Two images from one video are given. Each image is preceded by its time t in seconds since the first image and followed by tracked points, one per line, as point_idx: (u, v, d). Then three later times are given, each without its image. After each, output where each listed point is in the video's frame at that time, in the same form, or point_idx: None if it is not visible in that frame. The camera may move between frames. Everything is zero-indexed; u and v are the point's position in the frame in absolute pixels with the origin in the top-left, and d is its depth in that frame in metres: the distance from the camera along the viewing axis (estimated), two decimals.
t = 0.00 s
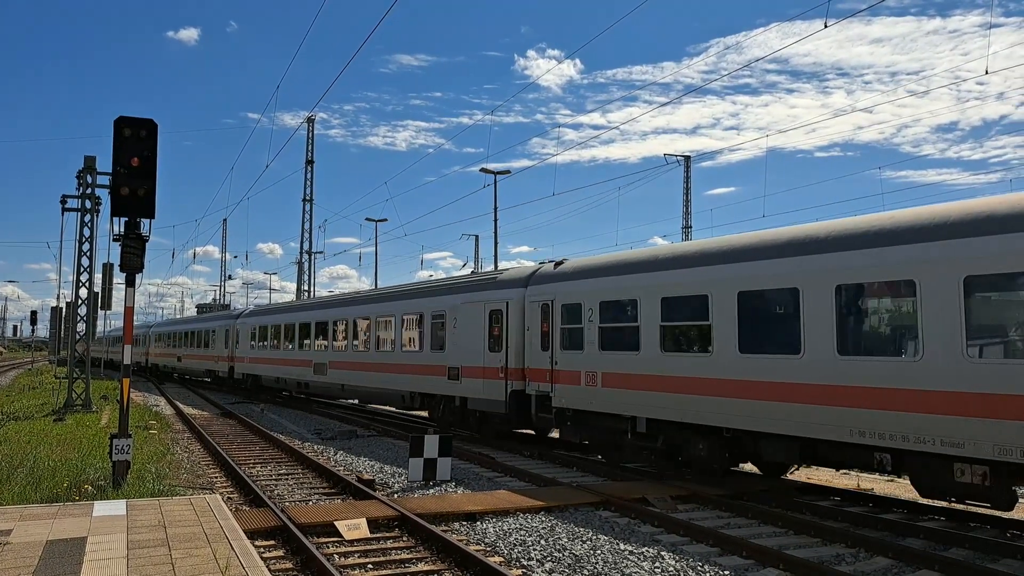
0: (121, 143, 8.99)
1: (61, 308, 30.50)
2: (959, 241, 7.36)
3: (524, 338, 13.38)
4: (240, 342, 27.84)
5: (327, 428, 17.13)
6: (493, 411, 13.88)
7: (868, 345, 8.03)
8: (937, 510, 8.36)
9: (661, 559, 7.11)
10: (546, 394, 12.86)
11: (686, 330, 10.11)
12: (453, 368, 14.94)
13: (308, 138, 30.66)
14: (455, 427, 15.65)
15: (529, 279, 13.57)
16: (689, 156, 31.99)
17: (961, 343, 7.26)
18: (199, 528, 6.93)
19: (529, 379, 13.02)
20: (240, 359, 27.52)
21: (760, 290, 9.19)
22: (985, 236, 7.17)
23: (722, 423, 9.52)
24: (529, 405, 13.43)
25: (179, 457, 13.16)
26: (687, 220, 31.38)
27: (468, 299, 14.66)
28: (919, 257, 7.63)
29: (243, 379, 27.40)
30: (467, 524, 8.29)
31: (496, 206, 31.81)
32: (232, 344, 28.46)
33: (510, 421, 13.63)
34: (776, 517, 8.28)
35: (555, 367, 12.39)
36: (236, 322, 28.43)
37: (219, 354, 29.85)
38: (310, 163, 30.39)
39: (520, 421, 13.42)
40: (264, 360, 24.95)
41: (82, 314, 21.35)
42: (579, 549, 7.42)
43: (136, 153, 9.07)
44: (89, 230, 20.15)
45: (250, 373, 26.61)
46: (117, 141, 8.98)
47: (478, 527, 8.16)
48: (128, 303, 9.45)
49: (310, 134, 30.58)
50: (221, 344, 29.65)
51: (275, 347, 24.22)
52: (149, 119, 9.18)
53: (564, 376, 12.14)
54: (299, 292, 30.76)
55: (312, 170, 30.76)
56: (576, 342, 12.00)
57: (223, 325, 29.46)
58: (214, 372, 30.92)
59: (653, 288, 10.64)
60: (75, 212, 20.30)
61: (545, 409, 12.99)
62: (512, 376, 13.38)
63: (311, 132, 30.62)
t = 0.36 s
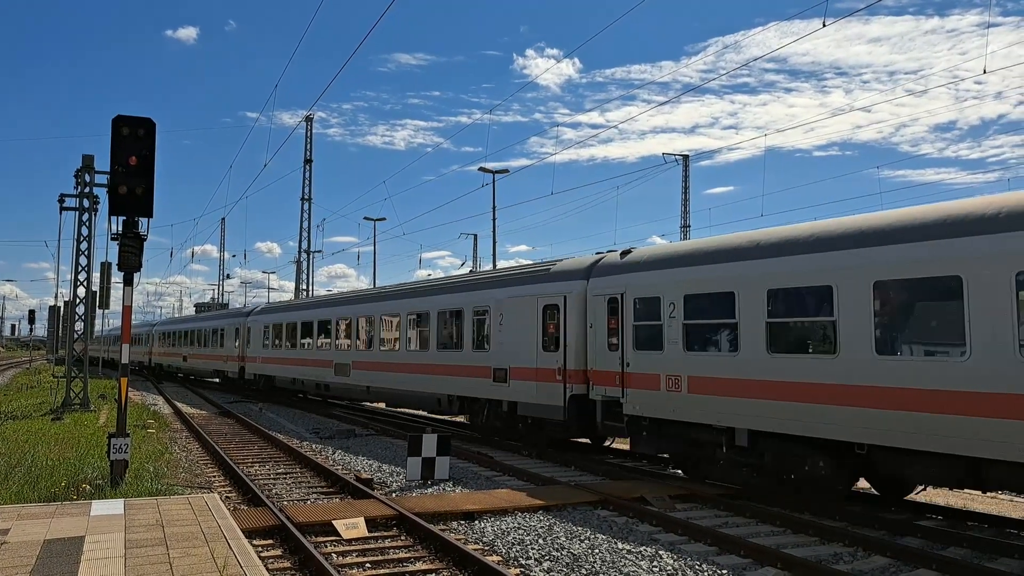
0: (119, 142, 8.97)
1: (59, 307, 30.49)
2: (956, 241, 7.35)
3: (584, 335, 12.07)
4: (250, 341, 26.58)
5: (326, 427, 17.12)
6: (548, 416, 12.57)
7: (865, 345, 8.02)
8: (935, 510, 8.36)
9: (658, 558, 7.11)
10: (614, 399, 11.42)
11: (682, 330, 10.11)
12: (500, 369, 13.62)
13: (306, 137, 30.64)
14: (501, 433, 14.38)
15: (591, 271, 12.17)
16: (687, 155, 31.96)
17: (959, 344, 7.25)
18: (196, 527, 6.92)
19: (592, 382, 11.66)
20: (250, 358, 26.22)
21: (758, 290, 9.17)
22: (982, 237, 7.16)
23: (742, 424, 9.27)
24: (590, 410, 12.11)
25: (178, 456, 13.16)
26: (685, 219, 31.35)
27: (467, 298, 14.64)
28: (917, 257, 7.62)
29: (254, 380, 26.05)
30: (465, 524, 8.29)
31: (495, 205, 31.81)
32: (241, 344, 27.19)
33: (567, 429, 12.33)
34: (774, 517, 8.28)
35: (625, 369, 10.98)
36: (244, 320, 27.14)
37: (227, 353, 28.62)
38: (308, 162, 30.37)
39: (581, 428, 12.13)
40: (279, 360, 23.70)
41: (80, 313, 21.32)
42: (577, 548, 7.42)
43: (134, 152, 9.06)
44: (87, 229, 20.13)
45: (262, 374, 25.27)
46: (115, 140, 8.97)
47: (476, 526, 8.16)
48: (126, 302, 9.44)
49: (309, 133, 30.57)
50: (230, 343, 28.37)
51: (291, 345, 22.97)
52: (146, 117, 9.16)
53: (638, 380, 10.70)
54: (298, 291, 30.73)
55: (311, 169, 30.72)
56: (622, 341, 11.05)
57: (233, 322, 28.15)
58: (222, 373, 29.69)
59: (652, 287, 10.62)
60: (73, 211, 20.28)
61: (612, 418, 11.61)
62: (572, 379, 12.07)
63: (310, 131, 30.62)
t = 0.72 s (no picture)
0: (115, 140, 8.95)
1: (56, 306, 30.46)
2: (951, 239, 7.34)
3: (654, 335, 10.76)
4: (262, 339, 25.25)
5: (323, 426, 17.11)
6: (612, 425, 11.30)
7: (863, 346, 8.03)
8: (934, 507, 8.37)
9: (656, 557, 7.12)
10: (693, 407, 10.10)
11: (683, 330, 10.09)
12: (551, 371, 12.37)
13: (304, 135, 30.59)
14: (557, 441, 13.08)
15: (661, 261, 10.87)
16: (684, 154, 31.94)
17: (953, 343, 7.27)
18: (193, 526, 6.91)
19: (667, 387, 10.33)
20: (262, 358, 24.90)
21: (757, 289, 9.18)
22: (977, 235, 7.15)
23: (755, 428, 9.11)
24: (662, 418, 10.81)
25: (175, 455, 13.14)
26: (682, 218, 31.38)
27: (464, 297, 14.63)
28: (913, 256, 7.62)
29: (267, 382, 24.68)
30: (463, 522, 8.29)
31: (492, 204, 31.80)
32: (252, 343, 25.87)
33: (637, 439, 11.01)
34: (772, 515, 8.28)
35: (682, 371, 10.07)
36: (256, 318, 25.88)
37: (236, 352, 27.33)
38: (305, 160, 30.33)
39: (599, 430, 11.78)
40: (293, 360, 22.42)
41: (77, 312, 21.28)
42: (574, 547, 7.43)
43: (131, 151, 9.04)
44: (84, 227, 20.10)
45: (275, 375, 23.95)
46: (112, 138, 8.94)
47: (473, 525, 8.17)
48: (123, 301, 9.43)
49: (306, 131, 30.53)
50: (240, 342, 27.03)
51: (308, 345, 21.63)
52: (143, 116, 9.14)
53: (726, 387, 9.41)
54: (295, 290, 30.70)
55: (308, 168, 30.67)
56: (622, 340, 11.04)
57: (243, 320, 26.87)
58: (231, 374, 28.40)
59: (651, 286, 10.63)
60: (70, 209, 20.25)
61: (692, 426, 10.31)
62: (640, 383, 10.75)
63: (307, 129, 30.58)
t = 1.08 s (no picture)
0: (115, 139, 8.95)
1: (55, 304, 30.43)
2: (949, 239, 7.33)
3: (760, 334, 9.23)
4: (278, 338, 23.84)
5: (322, 425, 17.13)
6: (708, 438, 9.72)
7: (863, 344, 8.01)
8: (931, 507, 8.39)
9: (655, 556, 7.13)
10: (818, 419, 8.55)
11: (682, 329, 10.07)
12: (626, 376, 10.87)
13: (303, 135, 30.61)
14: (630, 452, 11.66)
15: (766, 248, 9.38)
16: (683, 154, 32.02)
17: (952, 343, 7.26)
18: (193, 525, 6.93)
19: (778, 395, 8.84)
20: (277, 357, 23.45)
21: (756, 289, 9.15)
22: (975, 234, 7.13)
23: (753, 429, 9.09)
24: (768, 429, 9.19)
25: (174, 454, 13.15)
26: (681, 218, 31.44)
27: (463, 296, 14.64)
28: (912, 256, 7.61)
29: (283, 384, 23.22)
30: (462, 521, 8.30)
31: (491, 204, 31.83)
32: (267, 343, 24.44)
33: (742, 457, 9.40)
34: (771, 515, 8.30)
35: (679, 372, 10.05)
36: (271, 317, 24.44)
37: (249, 351, 25.89)
38: (304, 160, 30.35)
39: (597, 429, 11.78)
40: (312, 361, 21.03)
41: (76, 311, 21.30)
42: (573, 546, 7.44)
43: (131, 150, 9.04)
44: (83, 226, 20.12)
45: (293, 376, 22.50)
46: (111, 138, 8.95)
47: (472, 523, 8.19)
48: (122, 300, 9.43)
49: (305, 131, 30.55)
50: (253, 342, 25.58)
51: (329, 345, 20.22)
52: (143, 116, 9.15)
53: (858, 396, 7.99)
54: (294, 290, 30.75)
55: (307, 167, 30.70)
56: (619, 341, 11.03)
57: (257, 317, 25.45)
58: (242, 374, 27.00)
59: (649, 286, 10.60)
60: (70, 208, 20.28)
61: (813, 441, 8.71)
62: (743, 391, 9.18)
63: (306, 129, 30.60)
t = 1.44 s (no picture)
0: (114, 137, 8.95)
1: (54, 302, 30.35)
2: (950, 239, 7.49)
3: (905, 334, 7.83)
4: (295, 336, 22.51)
5: (321, 423, 17.13)
6: (838, 457, 8.24)
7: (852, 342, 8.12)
8: (928, 506, 8.40)
9: (653, 554, 7.15)
10: (980, 434, 7.23)
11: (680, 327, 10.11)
12: (723, 381, 9.43)
13: (303, 133, 30.59)
14: (722, 467, 10.23)
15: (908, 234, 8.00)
16: (683, 153, 31.97)
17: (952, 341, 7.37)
18: (191, 522, 6.93)
19: (932, 405, 7.49)
20: (293, 356, 22.13)
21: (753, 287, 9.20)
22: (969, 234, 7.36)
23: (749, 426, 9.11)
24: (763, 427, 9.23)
25: (173, 452, 13.15)
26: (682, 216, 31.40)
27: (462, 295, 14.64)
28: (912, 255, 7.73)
29: (301, 384, 21.92)
30: (461, 520, 8.31)
31: (490, 203, 31.81)
32: (282, 342, 23.16)
33: (874, 477, 7.98)
34: (769, 513, 8.31)
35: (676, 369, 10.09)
36: (287, 314, 23.15)
37: (262, 350, 24.53)
38: (303, 158, 30.33)
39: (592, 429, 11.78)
40: (331, 361, 19.71)
41: (75, 309, 21.28)
42: (572, 544, 7.45)
43: (130, 147, 9.03)
44: (82, 224, 20.10)
45: (311, 377, 21.15)
46: (110, 135, 8.94)
47: (471, 521, 8.20)
48: (121, 298, 9.43)
49: (304, 129, 30.52)
50: (267, 339, 24.24)
51: (352, 344, 18.96)
52: (143, 113, 9.14)
53: None
54: (293, 288, 30.75)
55: (306, 166, 30.68)
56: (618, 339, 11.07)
57: (271, 314, 24.13)
58: (254, 373, 25.71)
59: (647, 283, 10.64)
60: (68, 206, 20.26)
61: (979, 460, 7.26)
62: (886, 400, 7.78)
63: (306, 127, 30.58)
